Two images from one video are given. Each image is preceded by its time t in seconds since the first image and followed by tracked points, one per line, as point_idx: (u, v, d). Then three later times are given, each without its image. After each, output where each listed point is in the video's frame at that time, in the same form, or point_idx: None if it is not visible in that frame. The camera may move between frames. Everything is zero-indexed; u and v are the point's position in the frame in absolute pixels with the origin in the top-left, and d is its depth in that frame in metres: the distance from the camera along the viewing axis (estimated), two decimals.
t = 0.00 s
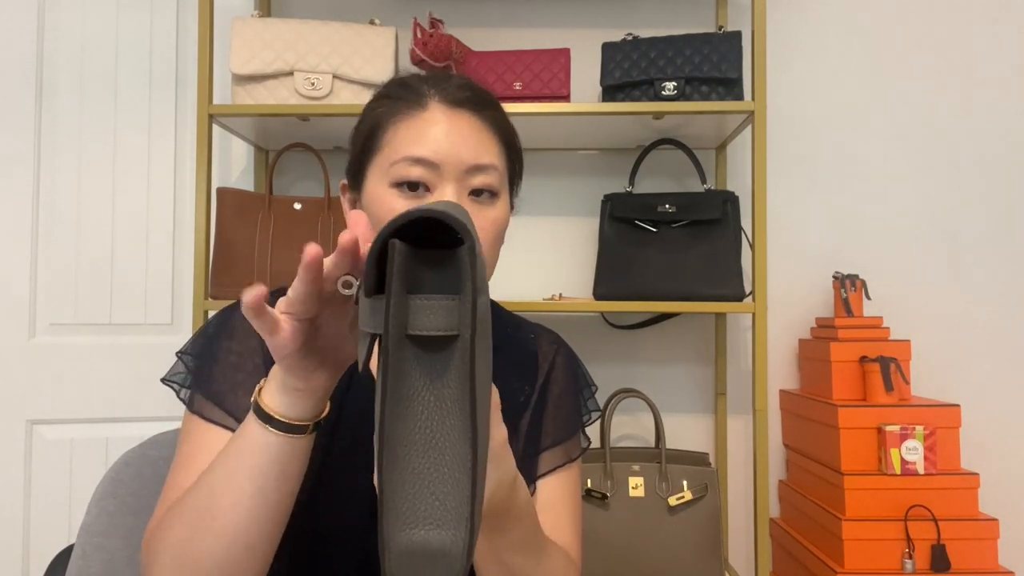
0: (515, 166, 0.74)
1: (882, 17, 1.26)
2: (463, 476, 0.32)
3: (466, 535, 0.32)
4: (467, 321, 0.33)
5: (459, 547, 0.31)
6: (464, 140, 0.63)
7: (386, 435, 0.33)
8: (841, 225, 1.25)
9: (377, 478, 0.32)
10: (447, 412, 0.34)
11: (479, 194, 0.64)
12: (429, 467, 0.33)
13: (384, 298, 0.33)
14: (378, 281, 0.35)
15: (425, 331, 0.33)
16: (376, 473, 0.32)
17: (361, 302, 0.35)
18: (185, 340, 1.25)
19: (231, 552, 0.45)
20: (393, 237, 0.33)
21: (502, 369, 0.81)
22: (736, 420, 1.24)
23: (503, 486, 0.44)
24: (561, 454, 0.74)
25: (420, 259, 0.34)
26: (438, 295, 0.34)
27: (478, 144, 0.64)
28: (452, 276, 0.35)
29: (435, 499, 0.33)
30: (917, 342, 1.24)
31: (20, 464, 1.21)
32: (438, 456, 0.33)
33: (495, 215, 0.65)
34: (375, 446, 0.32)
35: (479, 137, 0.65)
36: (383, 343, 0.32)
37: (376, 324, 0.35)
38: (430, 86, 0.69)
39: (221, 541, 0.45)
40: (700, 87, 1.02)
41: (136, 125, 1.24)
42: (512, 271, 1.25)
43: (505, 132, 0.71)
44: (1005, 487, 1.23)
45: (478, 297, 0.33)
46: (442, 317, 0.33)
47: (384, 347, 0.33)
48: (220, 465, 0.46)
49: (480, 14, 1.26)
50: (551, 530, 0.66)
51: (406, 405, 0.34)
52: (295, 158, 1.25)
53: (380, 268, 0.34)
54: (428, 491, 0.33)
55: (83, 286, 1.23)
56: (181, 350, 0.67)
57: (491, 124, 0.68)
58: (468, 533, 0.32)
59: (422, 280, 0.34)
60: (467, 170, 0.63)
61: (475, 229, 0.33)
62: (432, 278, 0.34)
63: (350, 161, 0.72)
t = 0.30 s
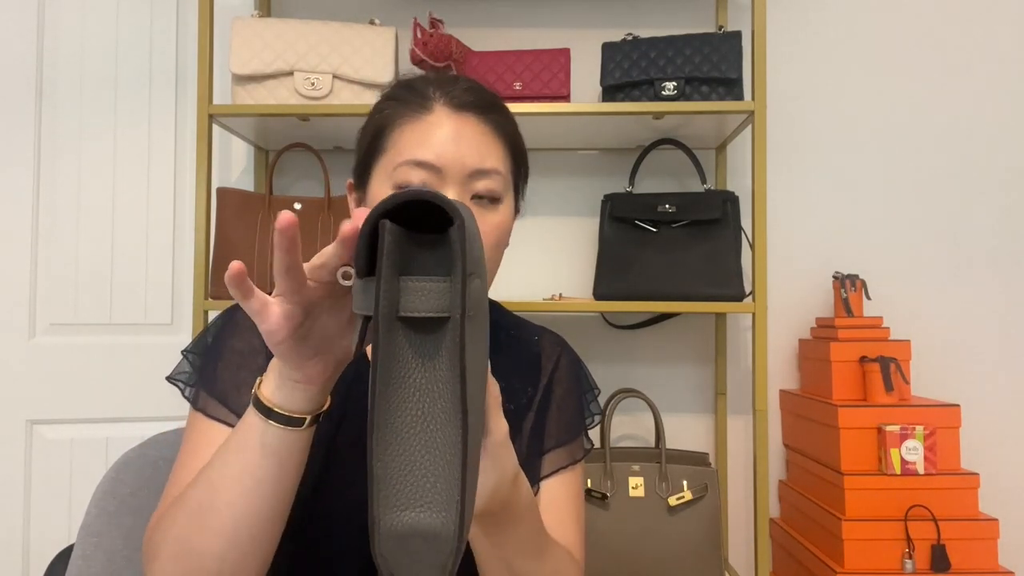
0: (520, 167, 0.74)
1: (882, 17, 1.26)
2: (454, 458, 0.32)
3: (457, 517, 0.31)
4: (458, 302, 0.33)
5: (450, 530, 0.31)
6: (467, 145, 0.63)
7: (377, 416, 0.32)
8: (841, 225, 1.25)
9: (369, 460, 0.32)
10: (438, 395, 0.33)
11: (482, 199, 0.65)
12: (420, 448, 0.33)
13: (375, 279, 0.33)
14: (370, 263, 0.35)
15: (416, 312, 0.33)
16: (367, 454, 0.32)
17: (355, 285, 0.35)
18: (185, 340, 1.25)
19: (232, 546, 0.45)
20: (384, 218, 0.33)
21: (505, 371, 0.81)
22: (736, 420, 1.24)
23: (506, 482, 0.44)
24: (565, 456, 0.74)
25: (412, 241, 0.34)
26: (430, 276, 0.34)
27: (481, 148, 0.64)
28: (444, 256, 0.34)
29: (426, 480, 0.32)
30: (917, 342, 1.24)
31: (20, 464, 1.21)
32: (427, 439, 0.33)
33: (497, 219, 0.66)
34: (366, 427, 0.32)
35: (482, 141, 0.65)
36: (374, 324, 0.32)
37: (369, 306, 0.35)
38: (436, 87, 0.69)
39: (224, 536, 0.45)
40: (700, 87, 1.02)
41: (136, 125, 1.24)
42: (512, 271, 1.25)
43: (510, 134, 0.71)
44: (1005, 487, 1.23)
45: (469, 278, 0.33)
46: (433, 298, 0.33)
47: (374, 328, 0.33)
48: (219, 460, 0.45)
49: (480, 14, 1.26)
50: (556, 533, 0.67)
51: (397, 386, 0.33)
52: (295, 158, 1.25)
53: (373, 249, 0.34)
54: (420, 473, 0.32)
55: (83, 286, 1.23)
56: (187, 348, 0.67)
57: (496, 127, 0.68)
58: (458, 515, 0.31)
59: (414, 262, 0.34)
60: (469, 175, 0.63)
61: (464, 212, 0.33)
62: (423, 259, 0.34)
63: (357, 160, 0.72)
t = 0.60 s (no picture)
0: (523, 163, 0.74)
1: (882, 17, 1.26)
2: (444, 474, 0.32)
3: (447, 532, 0.32)
4: (448, 320, 0.33)
5: (441, 546, 0.31)
6: (466, 139, 0.63)
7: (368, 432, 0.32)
8: (841, 225, 1.25)
9: (360, 478, 0.32)
10: (429, 410, 0.33)
11: (483, 193, 0.65)
12: (411, 464, 0.33)
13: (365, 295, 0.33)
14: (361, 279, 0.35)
15: (407, 328, 0.33)
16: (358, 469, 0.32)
17: (346, 301, 0.35)
18: (185, 340, 1.25)
19: (234, 544, 0.45)
20: (375, 235, 0.33)
21: (508, 374, 0.81)
22: (736, 420, 1.24)
23: (503, 493, 0.44)
24: (568, 459, 0.74)
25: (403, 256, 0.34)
26: (421, 292, 0.34)
27: (481, 142, 0.64)
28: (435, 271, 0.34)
29: (417, 494, 0.33)
30: (917, 342, 1.24)
31: (20, 464, 1.21)
32: (418, 455, 0.33)
33: (498, 213, 0.66)
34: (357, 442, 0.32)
35: (482, 135, 0.65)
36: (365, 341, 0.32)
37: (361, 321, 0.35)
38: (434, 84, 0.69)
39: (226, 539, 0.45)
40: (700, 87, 1.02)
41: (136, 125, 1.24)
42: (513, 271, 1.25)
43: (511, 128, 0.71)
44: (1005, 487, 1.23)
45: (458, 295, 0.33)
46: (424, 314, 0.33)
47: (365, 344, 0.33)
48: (224, 460, 0.46)
49: (480, 14, 1.26)
50: (556, 539, 0.67)
51: (388, 402, 0.33)
52: (295, 158, 1.25)
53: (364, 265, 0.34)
54: (410, 489, 0.33)
55: (83, 286, 1.23)
56: (190, 350, 0.67)
57: (496, 121, 0.68)
58: (447, 530, 0.32)
59: (406, 277, 0.34)
60: (468, 169, 0.63)
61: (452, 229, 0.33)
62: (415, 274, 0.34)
63: (358, 160, 0.73)
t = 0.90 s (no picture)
0: (522, 166, 0.73)
1: (882, 17, 1.26)
2: (437, 464, 0.32)
3: (441, 521, 0.32)
4: (439, 310, 0.33)
5: (433, 536, 0.32)
6: (463, 139, 0.63)
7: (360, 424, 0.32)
8: (841, 225, 1.25)
9: (354, 468, 0.32)
10: (421, 401, 0.33)
11: (478, 194, 0.65)
12: (404, 454, 0.33)
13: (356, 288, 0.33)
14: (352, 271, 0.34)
15: (399, 320, 0.33)
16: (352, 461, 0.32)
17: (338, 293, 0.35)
18: (185, 340, 1.25)
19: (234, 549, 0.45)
20: (365, 227, 0.33)
21: (509, 374, 0.81)
22: (736, 420, 1.24)
23: (501, 493, 0.43)
24: (568, 460, 0.74)
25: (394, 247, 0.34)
26: (412, 284, 0.34)
27: (478, 144, 0.64)
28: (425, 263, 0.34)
29: (410, 484, 0.33)
30: (916, 342, 1.24)
31: (20, 464, 1.21)
32: (411, 446, 0.33)
33: (493, 215, 0.65)
34: (350, 435, 0.32)
35: (479, 137, 0.65)
36: (356, 333, 0.32)
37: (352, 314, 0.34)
38: (434, 85, 0.70)
39: (225, 542, 0.45)
40: (700, 87, 1.02)
41: (135, 125, 1.24)
42: (513, 271, 1.25)
43: (510, 131, 0.71)
44: (1005, 487, 1.23)
45: (449, 286, 0.33)
46: (415, 306, 0.33)
47: (357, 336, 0.32)
48: (226, 460, 0.46)
49: (480, 14, 1.26)
50: (556, 540, 0.67)
51: (381, 393, 0.33)
52: (295, 158, 1.25)
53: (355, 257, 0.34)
54: (403, 479, 0.33)
55: (83, 285, 1.23)
56: (190, 350, 0.67)
57: (494, 123, 0.68)
58: (441, 519, 0.32)
59: (397, 269, 0.34)
60: (464, 170, 0.63)
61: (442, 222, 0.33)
62: (405, 265, 0.34)
63: (358, 160, 0.73)
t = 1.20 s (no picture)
0: (520, 168, 0.73)
1: (882, 17, 1.26)
2: (433, 458, 0.32)
3: (437, 516, 0.32)
4: (436, 305, 0.33)
5: (429, 530, 0.31)
6: (459, 142, 0.63)
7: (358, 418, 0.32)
8: (841, 225, 1.25)
9: (351, 462, 0.32)
10: (418, 396, 0.33)
11: (475, 198, 0.64)
12: (400, 448, 0.33)
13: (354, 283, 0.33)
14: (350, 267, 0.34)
15: (397, 315, 0.33)
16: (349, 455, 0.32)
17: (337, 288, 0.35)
18: (185, 341, 1.25)
19: (228, 547, 0.45)
20: (363, 222, 0.33)
21: (508, 372, 0.80)
22: (736, 420, 1.24)
23: (500, 491, 0.43)
24: (568, 458, 0.74)
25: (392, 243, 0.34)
26: (410, 279, 0.34)
27: (474, 146, 0.64)
28: (423, 258, 0.34)
29: (406, 479, 0.32)
30: (916, 342, 1.24)
31: (20, 464, 1.21)
32: (408, 440, 0.33)
33: (490, 218, 0.65)
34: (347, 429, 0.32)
35: (475, 139, 0.64)
36: (354, 328, 0.32)
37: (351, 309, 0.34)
38: (430, 87, 0.69)
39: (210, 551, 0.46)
40: (700, 87, 1.02)
41: (136, 125, 1.24)
42: (512, 271, 1.25)
43: (507, 133, 0.71)
44: (1005, 488, 1.23)
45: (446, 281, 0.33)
46: (412, 301, 0.33)
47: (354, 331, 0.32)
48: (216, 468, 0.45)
49: (480, 14, 1.26)
50: (555, 540, 0.67)
51: (378, 388, 0.33)
52: (295, 158, 1.25)
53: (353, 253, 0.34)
54: (400, 474, 0.32)
55: (83, 285, 1.23)
56: (188, 352, 0.67)
57: (491, 125, 0.68)
58: (436, 513, 0.32)
59: (395, 265, 0.34)
60: (460, 173, 0.63)
61: (438, 217, 0.33)
62: (404, 261, 0.34)
63: (357, 164, 0.73)
